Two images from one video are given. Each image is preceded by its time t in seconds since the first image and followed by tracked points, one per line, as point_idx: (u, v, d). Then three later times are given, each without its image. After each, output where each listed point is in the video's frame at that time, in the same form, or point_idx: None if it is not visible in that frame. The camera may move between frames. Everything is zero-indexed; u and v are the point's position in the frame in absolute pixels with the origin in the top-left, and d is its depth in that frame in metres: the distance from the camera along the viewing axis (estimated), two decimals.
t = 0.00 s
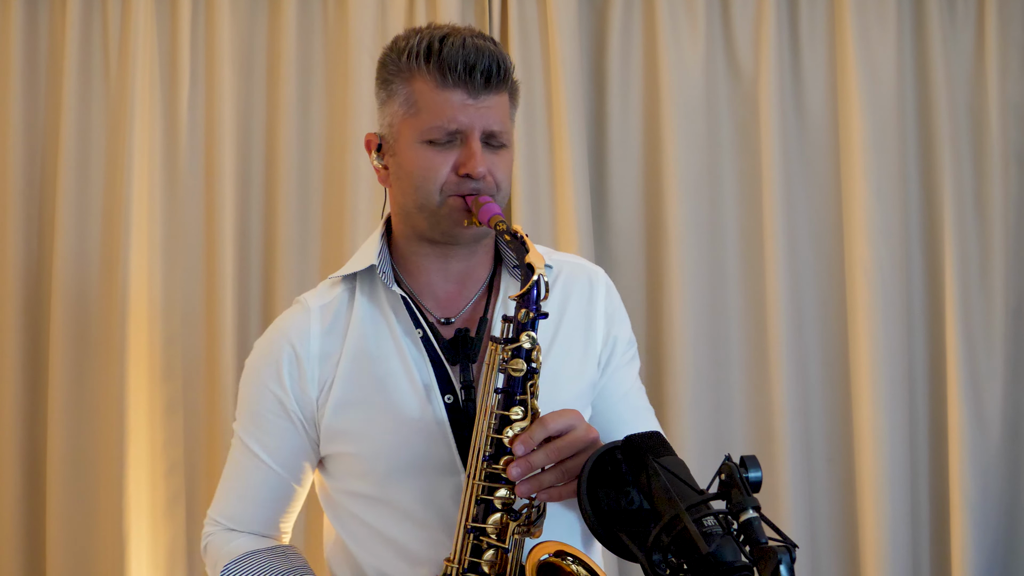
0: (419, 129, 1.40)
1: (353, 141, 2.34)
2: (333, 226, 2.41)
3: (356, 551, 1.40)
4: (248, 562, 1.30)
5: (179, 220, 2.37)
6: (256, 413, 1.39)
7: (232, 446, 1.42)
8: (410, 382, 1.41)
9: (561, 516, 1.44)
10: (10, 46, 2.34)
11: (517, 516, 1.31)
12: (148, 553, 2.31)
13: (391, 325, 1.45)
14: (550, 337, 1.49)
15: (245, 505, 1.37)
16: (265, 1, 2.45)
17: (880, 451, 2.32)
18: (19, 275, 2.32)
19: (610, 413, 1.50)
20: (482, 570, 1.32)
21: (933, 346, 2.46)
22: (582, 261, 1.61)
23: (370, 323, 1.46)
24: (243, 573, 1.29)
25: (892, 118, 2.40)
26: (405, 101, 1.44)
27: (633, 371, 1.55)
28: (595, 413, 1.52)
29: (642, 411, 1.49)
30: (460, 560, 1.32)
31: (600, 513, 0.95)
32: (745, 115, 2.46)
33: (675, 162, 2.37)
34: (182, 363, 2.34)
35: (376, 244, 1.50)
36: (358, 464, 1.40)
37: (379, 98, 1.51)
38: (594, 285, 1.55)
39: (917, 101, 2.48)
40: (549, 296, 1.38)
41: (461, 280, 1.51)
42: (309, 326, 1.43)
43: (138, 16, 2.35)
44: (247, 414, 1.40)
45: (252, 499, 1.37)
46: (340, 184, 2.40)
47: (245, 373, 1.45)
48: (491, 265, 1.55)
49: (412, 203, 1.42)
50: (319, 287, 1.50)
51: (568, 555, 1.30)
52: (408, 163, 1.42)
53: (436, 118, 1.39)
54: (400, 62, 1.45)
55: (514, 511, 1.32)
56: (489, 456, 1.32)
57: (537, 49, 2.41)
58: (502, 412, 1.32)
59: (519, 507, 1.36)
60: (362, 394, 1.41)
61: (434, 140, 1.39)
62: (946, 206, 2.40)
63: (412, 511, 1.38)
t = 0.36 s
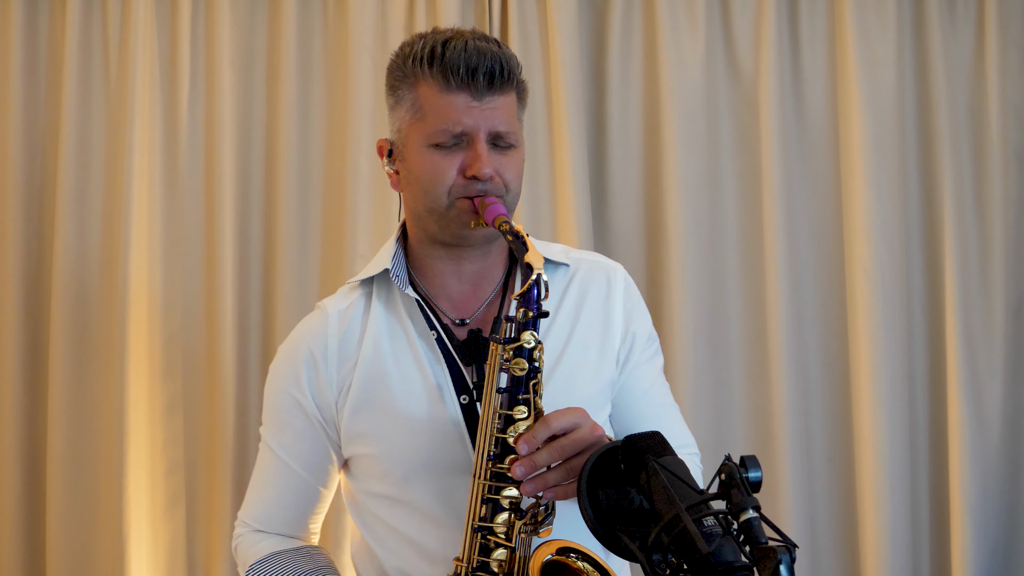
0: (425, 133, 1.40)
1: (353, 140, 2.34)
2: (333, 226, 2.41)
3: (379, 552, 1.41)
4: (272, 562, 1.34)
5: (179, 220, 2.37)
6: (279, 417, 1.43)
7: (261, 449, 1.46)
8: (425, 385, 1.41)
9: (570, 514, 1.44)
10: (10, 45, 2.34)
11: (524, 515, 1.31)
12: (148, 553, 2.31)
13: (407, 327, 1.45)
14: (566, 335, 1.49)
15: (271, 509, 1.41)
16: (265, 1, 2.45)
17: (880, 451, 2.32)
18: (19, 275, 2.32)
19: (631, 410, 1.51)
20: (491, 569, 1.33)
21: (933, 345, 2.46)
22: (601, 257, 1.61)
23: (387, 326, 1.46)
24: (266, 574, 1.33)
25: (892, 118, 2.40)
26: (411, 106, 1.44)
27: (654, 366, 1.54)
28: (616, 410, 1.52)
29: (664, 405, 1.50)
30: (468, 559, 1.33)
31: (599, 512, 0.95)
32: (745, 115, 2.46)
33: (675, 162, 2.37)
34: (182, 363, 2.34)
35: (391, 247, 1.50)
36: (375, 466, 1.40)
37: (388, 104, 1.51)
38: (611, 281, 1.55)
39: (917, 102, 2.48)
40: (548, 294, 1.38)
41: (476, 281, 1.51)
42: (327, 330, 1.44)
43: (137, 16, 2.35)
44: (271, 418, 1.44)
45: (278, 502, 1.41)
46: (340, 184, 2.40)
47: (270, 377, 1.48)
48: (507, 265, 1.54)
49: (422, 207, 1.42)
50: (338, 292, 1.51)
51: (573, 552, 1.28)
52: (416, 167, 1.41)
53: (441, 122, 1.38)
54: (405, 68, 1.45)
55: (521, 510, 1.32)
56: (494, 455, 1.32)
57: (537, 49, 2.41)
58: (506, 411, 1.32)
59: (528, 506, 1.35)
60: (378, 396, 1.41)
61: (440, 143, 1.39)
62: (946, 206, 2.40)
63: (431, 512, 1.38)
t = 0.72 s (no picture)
0: (437, 134, 1.40)
1: (352, 140, 2.34)
2: (333, 226, 2.41)
3: (386, 547, 1.41)
4: (283, 554, 1.36)
5: (178, 219, 2.37)
6: (295, 410, 1.44)
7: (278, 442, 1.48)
8: (435, 383, 1.41)
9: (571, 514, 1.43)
10: (10, 46, 2.34)
11: (523, 515, 1.29)
12: (148, 552, 2.31)
13: (419, 326, 1.45)
14: (577, 335, 1.49)
15: (285, 501, 1.44)
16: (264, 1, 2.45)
17: (880, 451, 2.32)
18: (19, 275, 2.32)
19: (642, 412, 1.50)
20: (491, 567, 1.32)
21: (933, 345, 2.46)
22: (617, 260, 1.62)
23: (400, 324, 1.46)
24: (276, 565, 1.35)
25: (892, 118, 2.40)
26: (425, 108, 1.44)
27: (668, 370, 1.53)
28: (627, 412, 1.52)
29: (676, 409, 1.49)
30: (468, 556, 1.33)
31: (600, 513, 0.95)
32: (745, 115, 2.46)
33: (675, 162, 2.37)
34: (182, 363, 2.34)
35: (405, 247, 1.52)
36: (385, 462, 1.41)
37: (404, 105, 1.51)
38: (625, 284, 1.55)
39: (917, 102, 2.48)
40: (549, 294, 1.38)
41: (488, 282, 1.51)
42: (341, 326, 1.44)
43: (137, 15, 2.35)
44: (288, 412, 1.45)
45: (292, 494, 1.43)
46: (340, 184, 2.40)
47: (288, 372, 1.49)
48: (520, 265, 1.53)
49: (434, 209, 1.42)
50: (354, 289, 1.52)
51: (568, 552, 1.28)
52: (428, 168, 1.42)
53: (452, 123, 1.39)
54: (420, 70, 1.45)
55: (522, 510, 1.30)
56: (494, 454, 1.32)
57: (537, 49, 2.41)
58: (507, 411, 1.32)
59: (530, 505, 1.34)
60: (387, 394, 1.40)
61: (452, 144, 1.39)
62: (946, 206, 2.40)
63: (437, 509, 1.38)
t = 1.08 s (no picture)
0: (457, 131, 1.40)
1: (352, 140, 2.34)
2: (333, 225, 2.41)
3: (371, 541, 1.40)
4: (270, 544, 1.33)
5: (178, 219, 2.37)
6: (286, 397, 1.40)
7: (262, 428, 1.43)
8: (435, 380, 1.41)
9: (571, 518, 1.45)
10: (10, 46, 2.34)
11: (530, 516, 1.31)
12: (148, 552, 2.31)
13: (420, 321, 1.45)
14: (577, 339, 1.49)
15: (269, 488, 1.39)
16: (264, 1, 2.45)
17: (880, 451, 2.32)
18: (19, 274, 2.32)
19: (634, 423, 1.52)
20: (492, 566, 1.32)
21: (933, 344, 2.46)
22: (615, 271, 1.62)
23: (400, 318, 1.45)
24: (264, 556, 1.32)
25: (892, 117, 2.40)
26: (444, 105, 1.43)
27: (660, 384, 1.56)
28: (618, 420, 1.54)
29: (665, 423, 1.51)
30: (470, 555, 1.32)
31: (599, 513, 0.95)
32: (745, 115, 2.46)
33: (676, 161, 2.37)
34: (182, 363, 2.34)
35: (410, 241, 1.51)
36: (379, 455, 1.39)
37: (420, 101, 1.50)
38: (625, 294, 1.55)
39: (917, 102, 2.48)
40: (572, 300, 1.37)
41: (491, 284, 1.52)
42: (340, 315, 1.42)
43: (137, 15, 2.35)
44: (277, 397, 1.41)
45: (277, 482, 1.39)
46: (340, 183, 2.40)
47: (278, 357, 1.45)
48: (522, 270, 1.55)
49: (447, 206, 1.41)
50: (354, 279, 1.50)
51: (576, 556, 1.28)
52: (445, 165, 1.41)
53: (473, 121, 1.38)
54: (441, 67, 1.44)
55: (528, 511, 1.32)
56: (505, 453, 1.32)
57: (537, 48, 2.41)
58: (520, 411, 1.32)
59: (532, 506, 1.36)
60: (387, 388, 1.40)
61: (472, 142, 1.39)
62: (946, 206, 2.40)
63: (429, 506, 1.37)
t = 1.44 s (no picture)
0: (466, 131, 1.39)
1: (352, 140, 2.34)
2: (333, 225, 2.41)
3: (351, 546, 1.37)
4: (245, 549, 1.28)
5: (178, 219, 2.37)
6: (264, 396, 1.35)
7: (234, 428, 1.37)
8: (421, 382, 1.39)
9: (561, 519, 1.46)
10: (10, 46, 2.34)
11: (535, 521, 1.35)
12: (149, 551, 2.31)
13: (406, 321, 1.43)
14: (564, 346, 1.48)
15: (244, 491, 1.33)
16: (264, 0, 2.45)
17: (880, 451, 2.32)
18: (19, 275, 2.32)
19: (613, 430, 1.54)
20: (492, 570, 1.34)
21: (933, 344, 2.46)
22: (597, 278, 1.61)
23: (385, 318, 1.43)
24: (239, 561, 1.27)
25: (892, 117, 2.40)
26: (452, 104, 1.42)
27: (635, 393, 1.57)
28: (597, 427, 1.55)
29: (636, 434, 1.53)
30: (472, 559, 1.32)
31: (599, 513, 0.95)
32: (745, 115, 2.46)
33: (676, 162, 2.37)
34: (182, 364, 2.34)
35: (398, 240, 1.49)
36: (362, 457, 1.37)
37: (421, 98, 1.48)
38: (607, 305, 1.54)
39: (917, 101, 2.48)
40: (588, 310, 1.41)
41: (478, 285, 1.51)
42: (324, 313, 1.38)
43: (137, 15, 2.35)
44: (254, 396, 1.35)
45: (253, 485, 1.33)
46: (340, 183, 2.40)
47: (253, 355, 1.39)
48: (507, 273, 1.55)
49: (449, 205, 1.40)
50: (336, 277, 1.46)
51: (583, 567, 1.32)
52: (450, 164, 1.39)
53: (484, 123, 1.38)
54: (451, 65, 1.43)
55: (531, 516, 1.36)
56: (513, 459, 1.34)
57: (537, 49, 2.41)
58: (530, 417, 1.35)
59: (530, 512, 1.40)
60: (372, 388, 1.38)
61: (480, 144, 1.38)
62: (946, 206, 2.40)
63: (413, 510, 1.35)
